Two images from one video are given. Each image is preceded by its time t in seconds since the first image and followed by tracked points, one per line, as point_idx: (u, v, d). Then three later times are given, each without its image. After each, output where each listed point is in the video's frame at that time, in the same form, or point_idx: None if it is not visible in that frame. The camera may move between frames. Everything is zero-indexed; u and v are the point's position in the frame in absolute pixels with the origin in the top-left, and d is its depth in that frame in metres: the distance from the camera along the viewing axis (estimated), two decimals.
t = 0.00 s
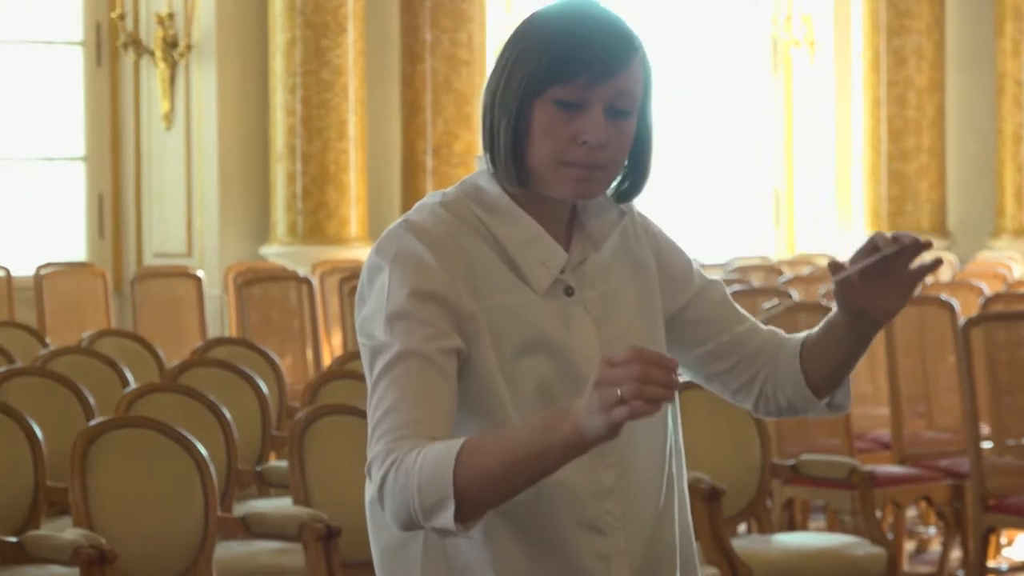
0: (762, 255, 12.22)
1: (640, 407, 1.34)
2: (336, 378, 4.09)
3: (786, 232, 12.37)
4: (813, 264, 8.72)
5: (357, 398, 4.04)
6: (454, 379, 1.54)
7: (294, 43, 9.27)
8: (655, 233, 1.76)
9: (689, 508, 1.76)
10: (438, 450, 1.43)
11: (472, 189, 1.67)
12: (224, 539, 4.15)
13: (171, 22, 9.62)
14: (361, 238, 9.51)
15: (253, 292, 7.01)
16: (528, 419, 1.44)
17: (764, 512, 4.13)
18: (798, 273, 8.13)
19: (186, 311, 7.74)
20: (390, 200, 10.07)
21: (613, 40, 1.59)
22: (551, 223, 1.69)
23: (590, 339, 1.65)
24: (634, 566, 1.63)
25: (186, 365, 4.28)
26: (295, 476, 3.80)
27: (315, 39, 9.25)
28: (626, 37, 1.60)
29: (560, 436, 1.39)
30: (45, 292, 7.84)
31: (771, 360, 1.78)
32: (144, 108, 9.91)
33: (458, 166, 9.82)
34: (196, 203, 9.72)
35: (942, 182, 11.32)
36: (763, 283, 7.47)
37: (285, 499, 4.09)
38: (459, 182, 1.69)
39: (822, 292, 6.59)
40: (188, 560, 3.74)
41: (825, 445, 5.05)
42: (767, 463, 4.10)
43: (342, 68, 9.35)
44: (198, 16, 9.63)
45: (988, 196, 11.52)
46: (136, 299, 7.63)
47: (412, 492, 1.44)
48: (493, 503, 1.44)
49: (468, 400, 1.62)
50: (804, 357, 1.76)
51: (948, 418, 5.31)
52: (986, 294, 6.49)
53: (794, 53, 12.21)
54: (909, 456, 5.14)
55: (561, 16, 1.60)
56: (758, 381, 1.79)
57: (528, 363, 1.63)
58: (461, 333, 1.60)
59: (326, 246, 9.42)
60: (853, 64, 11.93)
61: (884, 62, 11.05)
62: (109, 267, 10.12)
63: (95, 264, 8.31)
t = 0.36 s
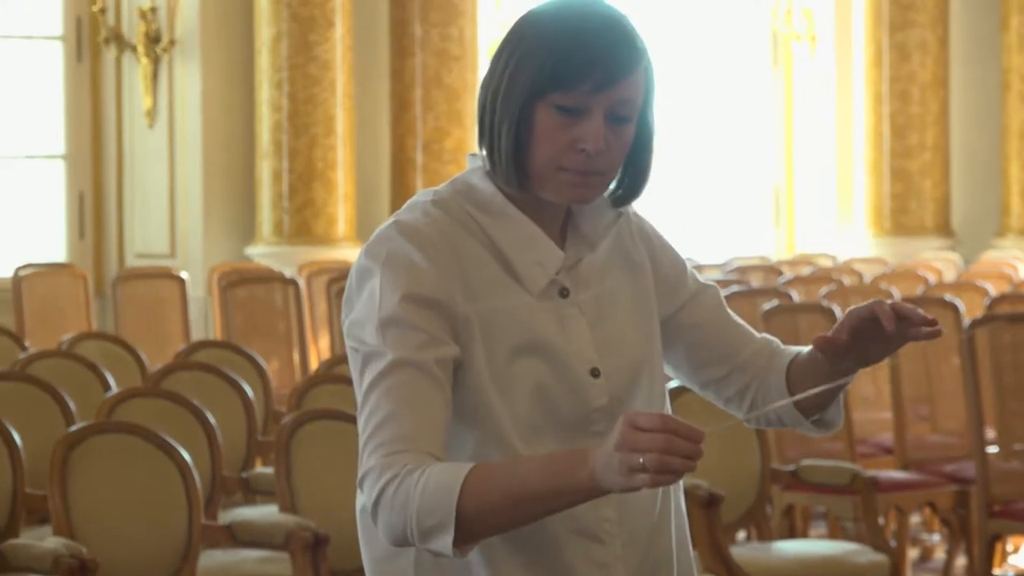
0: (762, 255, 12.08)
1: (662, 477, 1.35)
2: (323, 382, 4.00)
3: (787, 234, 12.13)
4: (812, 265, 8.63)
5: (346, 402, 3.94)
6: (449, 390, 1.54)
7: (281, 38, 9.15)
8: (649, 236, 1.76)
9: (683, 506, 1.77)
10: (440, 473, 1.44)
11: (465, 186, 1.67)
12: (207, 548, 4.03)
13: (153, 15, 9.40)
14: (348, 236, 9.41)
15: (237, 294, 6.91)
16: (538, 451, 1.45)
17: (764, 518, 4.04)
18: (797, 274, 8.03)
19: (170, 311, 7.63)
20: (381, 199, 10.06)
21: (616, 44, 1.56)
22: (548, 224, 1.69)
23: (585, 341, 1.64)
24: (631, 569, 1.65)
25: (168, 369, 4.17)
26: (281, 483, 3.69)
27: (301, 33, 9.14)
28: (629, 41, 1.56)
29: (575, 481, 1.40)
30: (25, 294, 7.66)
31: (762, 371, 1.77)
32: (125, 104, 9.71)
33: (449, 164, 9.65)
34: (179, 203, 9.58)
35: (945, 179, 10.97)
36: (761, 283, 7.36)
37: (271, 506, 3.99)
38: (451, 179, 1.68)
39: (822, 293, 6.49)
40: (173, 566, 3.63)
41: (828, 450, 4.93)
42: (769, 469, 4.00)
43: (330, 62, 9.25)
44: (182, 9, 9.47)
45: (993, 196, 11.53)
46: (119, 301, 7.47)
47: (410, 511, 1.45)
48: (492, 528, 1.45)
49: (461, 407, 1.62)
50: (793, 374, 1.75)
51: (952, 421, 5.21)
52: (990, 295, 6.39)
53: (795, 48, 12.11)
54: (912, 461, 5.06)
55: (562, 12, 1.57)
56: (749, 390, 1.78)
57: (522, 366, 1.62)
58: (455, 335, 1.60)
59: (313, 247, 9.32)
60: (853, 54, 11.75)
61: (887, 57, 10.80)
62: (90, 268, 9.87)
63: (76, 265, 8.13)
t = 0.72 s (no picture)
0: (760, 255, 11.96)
1: (684, 474, 1.29)
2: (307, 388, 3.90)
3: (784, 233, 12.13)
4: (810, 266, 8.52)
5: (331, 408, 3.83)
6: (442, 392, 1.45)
7: (264, 32, 9.04)
8: (642, 230, 1.67)
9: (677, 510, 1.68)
10: (439, 475, 1.36)
11: (454, 182, 1.58)
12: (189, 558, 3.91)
13: (132, 10, 9.29)
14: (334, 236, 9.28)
15: (219, 295, 6.79)
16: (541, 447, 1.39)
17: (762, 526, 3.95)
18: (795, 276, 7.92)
19: (149, 315, 7.49)
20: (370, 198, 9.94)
21: (612, 33, 1.46)
22: (538, 219, 1.60)
23: (579, 343, 1.55)
24: None
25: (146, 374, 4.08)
26: (265, 490, 3.58)
27: (285, 27, 9.01)
28: (628, 27, 1.47)
29: (589, 478, 1.34)
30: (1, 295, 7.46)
31: (759, 362, 1.68)
32: (103, 103, 9.57)
33: (437, 162, 9.51)
34: (161, 203, 9.43)
35: (947, 177, 10.81)
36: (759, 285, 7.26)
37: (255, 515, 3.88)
38: (439, 175, 1.59)
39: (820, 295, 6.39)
40: (155, 573, 3.52)
41: (827, 456, 4.86)
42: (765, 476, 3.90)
43: (315, 58, 9.11)
44: (162, 3, 9.34)
45: (995, 194, 11.40)
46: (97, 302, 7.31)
47: (408, 515, 1.37)
48: (495, 528, 1.38)
49: (452, 412, 1.52)
50: (783, 363, 1.65)
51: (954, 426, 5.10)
52: (995, 296, 6.30)
53: (794, 41, 11.98)
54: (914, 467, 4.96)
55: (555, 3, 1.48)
56: (751, 382, 1.69)
57: (517, 368, 1.53)
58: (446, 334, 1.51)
59: (298, 246, 9.19)
60: (854, 54, 11.73)
61: (887, 50, 10.64)
62: (68, 269, 9.72)
63: (53, 266, 7.94)
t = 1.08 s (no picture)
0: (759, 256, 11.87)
1: (703, 448, 1.31)
2: (293, 394, 3.80)
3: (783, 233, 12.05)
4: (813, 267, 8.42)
5: (316, 415, 3.73)
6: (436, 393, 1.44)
7: (247, 29, 8.92)
8: (634, 227, 1.65)
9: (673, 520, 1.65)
10: (439, 472, 1.35)
11: (444, 181, 1.58)
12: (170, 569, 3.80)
13: (112, 6, 9.18)
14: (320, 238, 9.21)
15: (202, 298, 6.69)
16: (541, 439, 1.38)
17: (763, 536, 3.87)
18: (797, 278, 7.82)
19: (129, 320, 7.36)
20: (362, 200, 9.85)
21: (612, 28, 1.43)
22: (529, 219, 1.59)
23: (572, 345, 1.53)
24: None
25: (126, 379, 4.03)
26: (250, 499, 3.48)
27: (270, 22, 8.90)
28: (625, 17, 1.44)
29: (597, 461, 1.33)
30: None
31: (755, 363, 1.65)
32: (82, 97, 9.37)
33: (426, 161, 9.43)
34: (140, 207, 9.31)
35: (951, 176, 10.68)
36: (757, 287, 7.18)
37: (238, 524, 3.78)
38: (428, 174, 1.58)
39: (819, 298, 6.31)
40: None
41: (828, 463, 4.78)
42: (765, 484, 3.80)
43: (301, 54, 9.01)
44: None
45: (999, 195, 11.27)
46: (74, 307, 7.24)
47: (411, 514, 1.36)
48: (499, 522, 1.37)
49: (448, 416, 1.51)
50: (772, 354, 1.62)
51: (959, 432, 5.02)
52: (998, 299, 6.23)
53: (792, 36, 11.89)
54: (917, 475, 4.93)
55: None
56: (749, 378, 1.66)
57: (511, 372, 1.51)
58: (437, 335, 1.49)
59: (283, 248, 9.09)
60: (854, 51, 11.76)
61: (888, 46, 10.52)
62: (47, 274, 9.43)
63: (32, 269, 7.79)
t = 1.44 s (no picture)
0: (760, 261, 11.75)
1: (713, 433, 1.37)
2: (280, 402, 3.70)
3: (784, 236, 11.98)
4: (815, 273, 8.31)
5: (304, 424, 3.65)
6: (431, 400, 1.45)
7: (234, 26, 8.80)
8: (628, 238, 1.69)
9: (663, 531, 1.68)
10: (440, 479, 1.37)
11: (432, 185, 1.59)
12: None
13: (94, 6, 9.10)
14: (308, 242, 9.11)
15: (187, 305, 6.61)
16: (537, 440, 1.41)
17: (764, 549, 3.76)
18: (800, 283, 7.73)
19: (113, 327, 7.26)
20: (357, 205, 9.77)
21: (611, 24, 1.46)
22: (523, 228, 1.61)
23: (565, 354, 1.56)
24: None
25: (111, 390, 3.97)
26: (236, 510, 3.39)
27: (256, 21, 8.81)
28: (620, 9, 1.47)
29: (599, 458, 1.37)
30: None
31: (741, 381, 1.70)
32: (63, 105, 9.28)
33: (417, 163, 9.33)
34: (124, 213, 9.20)
35: (957, 179, 10.51)
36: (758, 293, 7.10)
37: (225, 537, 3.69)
38: (417, 179, 1.59)
39: (823, 303, 6.23)
40: None
41: (831, 474, 4.68)
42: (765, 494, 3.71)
43: (288, 53, 8.90)
44: None
45: (1006, 199, 11.09)
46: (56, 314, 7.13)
47: (414, 522, 1.37)
48: (495, 532, 1.39)
49: (443, 424, 1.53)
50: (756, 368, 1.66)
51: (964, 441, 4.94)
52: (1006, 304, 6.16)
53: (794, 35, 11.82)
54: (924, 485, 4.81)
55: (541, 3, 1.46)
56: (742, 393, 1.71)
57: (503, 384, 1.54)
58: (431, 343, 1.51)
59: (270, 254, 8.99)
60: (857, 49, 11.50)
61: (893, 45, 10.36)
62: (27, 280, 9.38)
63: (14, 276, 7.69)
